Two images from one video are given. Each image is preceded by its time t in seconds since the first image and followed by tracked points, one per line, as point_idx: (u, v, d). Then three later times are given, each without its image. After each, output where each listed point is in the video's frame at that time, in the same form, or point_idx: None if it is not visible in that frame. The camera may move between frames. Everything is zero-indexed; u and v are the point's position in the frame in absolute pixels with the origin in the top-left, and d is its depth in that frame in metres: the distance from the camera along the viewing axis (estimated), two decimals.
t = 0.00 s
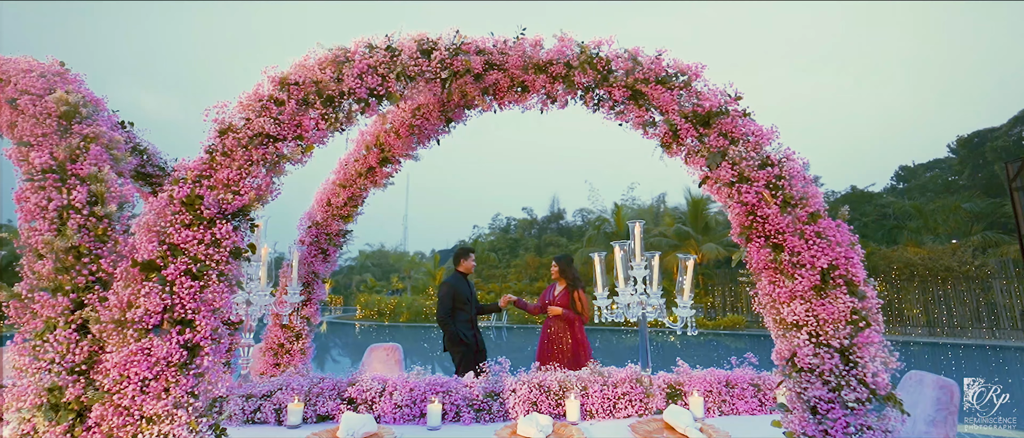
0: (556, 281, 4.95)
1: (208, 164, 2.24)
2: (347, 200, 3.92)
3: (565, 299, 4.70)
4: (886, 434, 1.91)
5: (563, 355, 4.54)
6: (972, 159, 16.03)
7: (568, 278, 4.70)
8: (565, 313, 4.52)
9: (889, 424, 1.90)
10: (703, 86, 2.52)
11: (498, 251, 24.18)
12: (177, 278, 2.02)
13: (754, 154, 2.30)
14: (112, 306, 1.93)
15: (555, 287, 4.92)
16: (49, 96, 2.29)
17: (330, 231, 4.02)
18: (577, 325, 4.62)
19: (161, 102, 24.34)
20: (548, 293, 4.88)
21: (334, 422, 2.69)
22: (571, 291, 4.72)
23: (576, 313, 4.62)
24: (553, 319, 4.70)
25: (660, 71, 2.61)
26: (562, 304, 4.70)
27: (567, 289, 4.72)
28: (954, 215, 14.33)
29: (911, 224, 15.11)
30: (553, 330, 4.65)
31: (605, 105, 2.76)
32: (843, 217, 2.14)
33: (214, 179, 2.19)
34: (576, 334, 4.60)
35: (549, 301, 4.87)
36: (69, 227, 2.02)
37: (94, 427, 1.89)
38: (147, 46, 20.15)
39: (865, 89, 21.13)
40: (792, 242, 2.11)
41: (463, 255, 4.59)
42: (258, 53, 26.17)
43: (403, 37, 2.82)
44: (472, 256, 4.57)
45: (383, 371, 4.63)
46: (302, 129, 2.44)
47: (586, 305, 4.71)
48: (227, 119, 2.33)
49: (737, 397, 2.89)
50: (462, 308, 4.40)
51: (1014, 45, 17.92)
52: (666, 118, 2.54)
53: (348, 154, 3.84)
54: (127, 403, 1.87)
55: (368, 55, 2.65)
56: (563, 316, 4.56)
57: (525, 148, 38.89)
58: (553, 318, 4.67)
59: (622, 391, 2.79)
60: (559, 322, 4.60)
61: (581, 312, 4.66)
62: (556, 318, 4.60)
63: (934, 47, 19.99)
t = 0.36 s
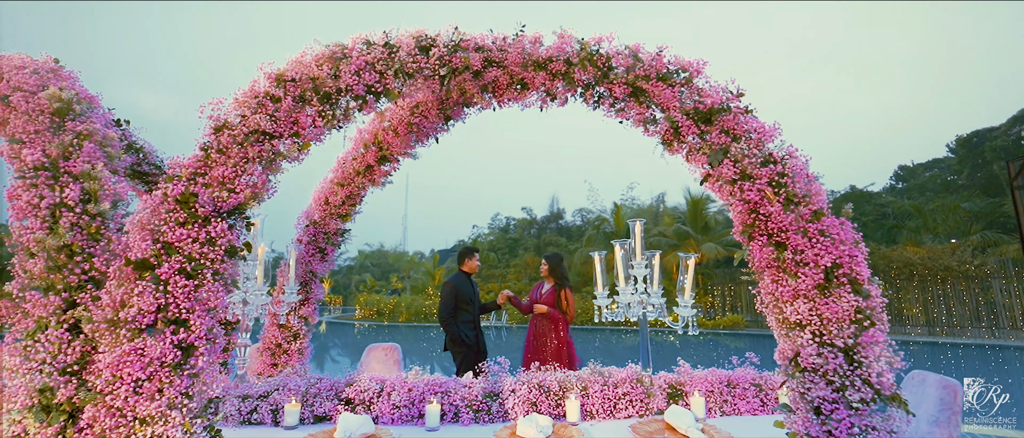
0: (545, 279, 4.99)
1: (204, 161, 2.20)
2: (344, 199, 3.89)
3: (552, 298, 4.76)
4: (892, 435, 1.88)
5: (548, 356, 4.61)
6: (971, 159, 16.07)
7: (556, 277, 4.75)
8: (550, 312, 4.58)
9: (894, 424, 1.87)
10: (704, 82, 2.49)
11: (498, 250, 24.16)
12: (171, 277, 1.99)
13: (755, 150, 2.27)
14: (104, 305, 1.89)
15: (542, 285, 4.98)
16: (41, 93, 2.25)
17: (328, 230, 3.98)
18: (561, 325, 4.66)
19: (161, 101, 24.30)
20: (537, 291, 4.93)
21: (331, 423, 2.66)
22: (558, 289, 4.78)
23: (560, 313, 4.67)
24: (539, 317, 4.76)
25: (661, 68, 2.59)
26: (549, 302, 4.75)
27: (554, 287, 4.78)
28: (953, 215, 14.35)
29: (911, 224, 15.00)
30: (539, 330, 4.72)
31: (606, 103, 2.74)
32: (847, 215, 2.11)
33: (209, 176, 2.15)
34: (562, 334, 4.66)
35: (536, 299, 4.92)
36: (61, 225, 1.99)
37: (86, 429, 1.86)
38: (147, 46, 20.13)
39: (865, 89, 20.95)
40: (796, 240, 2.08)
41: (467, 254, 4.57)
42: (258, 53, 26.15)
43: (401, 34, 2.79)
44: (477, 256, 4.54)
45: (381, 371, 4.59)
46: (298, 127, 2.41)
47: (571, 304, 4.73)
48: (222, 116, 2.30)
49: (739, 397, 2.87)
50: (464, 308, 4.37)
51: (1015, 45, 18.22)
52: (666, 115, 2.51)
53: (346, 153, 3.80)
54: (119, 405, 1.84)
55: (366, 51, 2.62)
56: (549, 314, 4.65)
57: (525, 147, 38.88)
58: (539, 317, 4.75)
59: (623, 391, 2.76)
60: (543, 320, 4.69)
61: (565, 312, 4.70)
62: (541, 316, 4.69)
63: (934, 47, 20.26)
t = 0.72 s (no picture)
0: (536, 278, 4.98)
1: (197, 158, 2.16)
2: (342, 197, 3.84)
3: (542, 297, 4.75)
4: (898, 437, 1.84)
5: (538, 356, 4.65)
6: (970, 159, 16.08)
7: (547, 277, 4.74)
8: (541, 312, 4.60)
9: (901, 425, 1.83)
10: (706, 79, 2.46)
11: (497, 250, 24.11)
12: (163, 275, 1.95)
13: (758, 147, 2.24)
14: (95, 304, 1.85)
15: (532, 284, 4.96)
16: (32, 88, 2.20)
17: (326, 229, 3.91)
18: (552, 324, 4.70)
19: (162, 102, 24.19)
20: (527, 290, 4.91)
21: (327, 424, 2.62)
22: (549, 288, 4.77)
23: (550, 312, 4.68)
24: (529, 316, 4.76)
25: (663, 63, 2.55)
26: (539, 301, 4.75)
27: (545, 286, 4.77)
28: (953, 215, 14.36)
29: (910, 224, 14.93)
30: (530, 330, 4.73)
31: (606, 99, 2.71)
32: (852, 213, 2.07)
33: (202, 173, 2.12)
34: (550, 333, 4.69)
35: (527, 298, 4.90)
36: (50, 222, 1.94)
37: (75, 431, 1.82)
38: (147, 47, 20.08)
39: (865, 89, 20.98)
40: (800, 239, 2.04)
41: (472, 254, 4.55)
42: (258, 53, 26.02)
43: (399, 29, 2.75)
44: (483, 256, 4.52)
45: (379, 371, 4.54)
46: (294, 123, 2.37)
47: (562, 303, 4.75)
48: (216, 112, 2.26)
49: (741, 398, 2.83)
50: (467, 307, 4.33)
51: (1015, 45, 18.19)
52: (669, 112, 2.47)
53: (344, 150, 3.77)
54: (109, 406, 1.80)
55: (363, 47, 2.58)
56: (539, 314, 4.65)
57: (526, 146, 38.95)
58: (531, 316, 4.75)
59: (624, 392, 2.73)
60: (533, 319, 4.71)
61: (555, 312, 4.71)
62: (531, 315, 4.70)
63: (934, 47, 20.26)
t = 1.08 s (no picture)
0: (529, 276, 4.94)
1: (188, 152, 2.10)
2: (339, 194, 3.77)
3: (537, 296, 4.73)
4: None
5: (534, 354, 4.59)
6: (969, 159, 16.00)
7: (541, 276, 4.73)
8: (537, 311, 4.55)
9: (913, 427, 1.77)
10: (710, 72, 2.40)
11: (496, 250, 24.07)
12: (152, 272, 1.89)
13: (763, 141, 2.18)
14: (80, 302, 1.79)
15: (526, 282, 4.91)
16: (17, 81, 2.14)
17: (322, 226, 3.85)
18: (547, 322, 4.64)
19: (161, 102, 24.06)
20: (521, 289, 4.86)
21: (323, 425, 2.56)
22: (543, 287, 4.76)
23: (546, 310, 4.64)
24: (525, 316, 4.72)
25: (666, 57, 2.49)
26: (534, 300, 4.71)
27: (539, 285, 4.75)
28: (952, 214, 14.35)
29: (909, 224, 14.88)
30: (526, 330, 4.68)
31: (608, 93, 2.66)
32: (861, 209, 2.02)
33: (193, 168, 2.05)
34: (545, 333, 4.65)
35: (521, 296, 4.86)
36: (35, 218, 1.88)
37: (60, 433, 1.76)
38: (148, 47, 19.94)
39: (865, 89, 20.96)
40: (808, 236, 1.98)
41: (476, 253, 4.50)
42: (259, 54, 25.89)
43: (396, 22, 2.69)
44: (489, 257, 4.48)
45: (377, 371, 4.48)
46: (288, 117, 2.31)
47: (557, 302, 4.73)
48: (208, 105, 2.20)
49: (745, 398, 2.78)
50: (471, 307, 4.29)
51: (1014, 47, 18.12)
52: (672, 106, 2.41)
53: (341, 147, 3.72)
54: (95, 408, 1.74)
55: (359, 40, 2.53)
56: (535, 313, 4.60)
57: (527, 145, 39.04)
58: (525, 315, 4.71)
59: (626, 392, 2.67)
60: (529, 319, 4.66)
61: (551, 310, 4.68)
62: (527, 315, 4.65)
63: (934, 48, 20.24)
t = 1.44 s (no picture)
0: (525, 275, 4.84)
1: (176, 146, 2.02)
2: (335, 192, 3.70)
3: (534, 295, 4.64)
4: None
5: (531, 355, 4.54)
6: (968, 159, 15.89)
7: (539, 275, 4.64)
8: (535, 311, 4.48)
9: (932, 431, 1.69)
10: (717, 64, 2.32)
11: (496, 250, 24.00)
12: (137, 271, 1.81)
13: (773, 134, 2.11)
14: (62, 302, 1.71)
15: (523, 281, 4.82)
16: None
17: (318, 225, 3.76)
18: (545, 322, 4.60)
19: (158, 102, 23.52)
20: (517, 288, 4.77)
21: (317, 429, 2.48)
22: (540, 286, 4.67)
23: (544, 310, 4.58)
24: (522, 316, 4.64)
25: (671, 49, 2.41)
26: (532, 300, 4.63)
27: (536, 284, 4.66)
28: (951, 214, 14.29)
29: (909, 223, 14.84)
30: (525, 330, 4.61)
31: (611, 87, 2.58)
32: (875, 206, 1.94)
33: (181, 162, 1.98)
34: (543, 333, 4.59)
35: (518, 295, 4.77)
36: (15, 214, 1.80)
37: None
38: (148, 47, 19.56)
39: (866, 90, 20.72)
40: (820, 232, 1.90)
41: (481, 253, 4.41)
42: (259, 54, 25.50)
43: (393, 13, 2.60)
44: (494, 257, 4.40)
45: (374, 372, 4.41)
46: (281, 110, 2.23)
47: (555, 301, 4.67)
48: (198, 98, 2.11)
49: (751, 401, 2.70)
50: (472, 306, 4.22)
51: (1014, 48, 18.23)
52: (677, 99, 2.33)
53: (338, 143, 3.64)
54: (75, 413, 1.66)
55: (356, 31, 2.45)
56: (532, 313, 4.54)
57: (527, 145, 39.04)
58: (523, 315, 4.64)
59: (629, 395, 2.60)
60: (527, 319, 4.59)
61: (549, 309, 4.63)
62: (525, 315, 4.57)
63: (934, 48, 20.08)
